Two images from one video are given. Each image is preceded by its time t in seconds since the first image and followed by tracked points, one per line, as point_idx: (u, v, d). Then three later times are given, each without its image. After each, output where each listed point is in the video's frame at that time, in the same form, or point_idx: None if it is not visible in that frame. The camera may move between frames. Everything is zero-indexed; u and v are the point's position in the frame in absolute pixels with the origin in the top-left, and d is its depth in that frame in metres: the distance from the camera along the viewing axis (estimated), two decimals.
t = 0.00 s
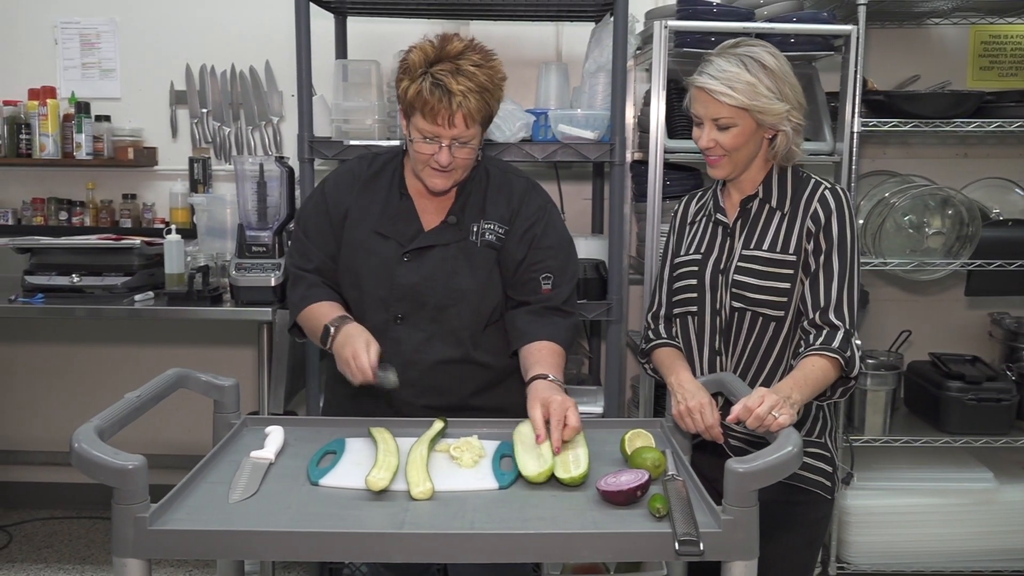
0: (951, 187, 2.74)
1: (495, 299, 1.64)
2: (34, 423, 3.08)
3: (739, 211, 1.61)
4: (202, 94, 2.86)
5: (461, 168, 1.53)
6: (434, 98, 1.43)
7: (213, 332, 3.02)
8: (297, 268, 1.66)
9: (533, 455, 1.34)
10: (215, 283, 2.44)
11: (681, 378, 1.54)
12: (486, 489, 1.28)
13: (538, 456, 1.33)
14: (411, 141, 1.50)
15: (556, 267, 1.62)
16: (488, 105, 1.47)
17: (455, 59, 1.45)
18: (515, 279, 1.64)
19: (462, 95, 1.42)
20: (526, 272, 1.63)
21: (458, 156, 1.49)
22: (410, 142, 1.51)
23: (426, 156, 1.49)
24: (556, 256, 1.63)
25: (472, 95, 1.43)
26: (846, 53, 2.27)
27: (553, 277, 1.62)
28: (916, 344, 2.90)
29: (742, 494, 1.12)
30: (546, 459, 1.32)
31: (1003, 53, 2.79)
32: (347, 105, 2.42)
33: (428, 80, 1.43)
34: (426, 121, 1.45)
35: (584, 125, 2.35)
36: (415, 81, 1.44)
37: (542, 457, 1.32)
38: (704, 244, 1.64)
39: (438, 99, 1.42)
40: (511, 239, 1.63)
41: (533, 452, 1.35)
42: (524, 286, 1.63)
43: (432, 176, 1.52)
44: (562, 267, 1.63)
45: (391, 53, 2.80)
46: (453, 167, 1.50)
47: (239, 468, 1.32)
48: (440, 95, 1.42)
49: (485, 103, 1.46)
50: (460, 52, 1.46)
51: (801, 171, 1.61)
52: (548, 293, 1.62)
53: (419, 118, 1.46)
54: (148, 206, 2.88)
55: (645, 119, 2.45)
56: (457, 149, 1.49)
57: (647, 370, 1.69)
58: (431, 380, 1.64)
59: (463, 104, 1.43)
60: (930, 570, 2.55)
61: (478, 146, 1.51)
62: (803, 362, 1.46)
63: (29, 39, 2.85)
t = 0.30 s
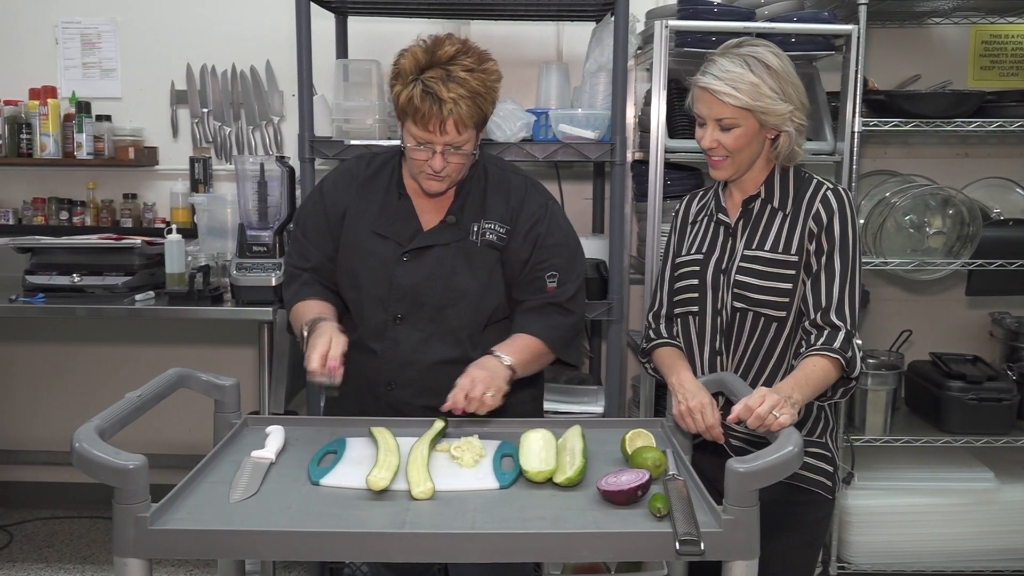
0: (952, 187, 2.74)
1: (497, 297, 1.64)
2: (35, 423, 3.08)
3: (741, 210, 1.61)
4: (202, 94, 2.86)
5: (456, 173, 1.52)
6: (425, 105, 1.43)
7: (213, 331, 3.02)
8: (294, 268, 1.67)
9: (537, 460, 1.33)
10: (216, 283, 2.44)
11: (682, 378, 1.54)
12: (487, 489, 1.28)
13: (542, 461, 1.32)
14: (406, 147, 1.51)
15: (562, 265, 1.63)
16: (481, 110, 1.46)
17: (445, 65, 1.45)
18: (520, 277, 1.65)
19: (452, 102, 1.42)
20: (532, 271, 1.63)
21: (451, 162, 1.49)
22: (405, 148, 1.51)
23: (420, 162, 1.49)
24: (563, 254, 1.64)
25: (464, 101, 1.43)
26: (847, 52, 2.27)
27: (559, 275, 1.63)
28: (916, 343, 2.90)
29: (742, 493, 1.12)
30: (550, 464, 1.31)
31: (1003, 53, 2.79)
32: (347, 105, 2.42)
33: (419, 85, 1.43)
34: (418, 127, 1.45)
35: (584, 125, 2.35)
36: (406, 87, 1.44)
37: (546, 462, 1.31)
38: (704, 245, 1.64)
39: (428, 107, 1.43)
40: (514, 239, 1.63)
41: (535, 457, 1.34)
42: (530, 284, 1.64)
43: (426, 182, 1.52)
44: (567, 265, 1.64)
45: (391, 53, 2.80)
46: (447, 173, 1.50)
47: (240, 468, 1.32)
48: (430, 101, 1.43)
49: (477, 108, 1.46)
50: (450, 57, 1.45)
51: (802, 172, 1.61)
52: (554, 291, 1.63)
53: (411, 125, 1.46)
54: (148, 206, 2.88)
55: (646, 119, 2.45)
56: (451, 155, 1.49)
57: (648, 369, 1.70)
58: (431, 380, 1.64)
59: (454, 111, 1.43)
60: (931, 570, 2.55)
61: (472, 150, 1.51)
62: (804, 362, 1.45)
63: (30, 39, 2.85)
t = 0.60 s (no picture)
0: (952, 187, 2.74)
1: (500, 300, 1.64)
2: (35, 423, 3.08)
3: (742, 211, 1.60)
4: (202, 94, 2.86)
5: (455, 179, 1.53)
6: (421, 115, 1.43)
7: (214, 331, 3.02)
8: (291, 271, 1.64)
9: (535, 463, 1.32)
10: (216, 283, 2.44)
11: (682, 378, 1.55)
12: (487, 488, 1.28)
13: (541, 463, 1.32)
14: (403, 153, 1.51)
15: (549, 264, 1.61)
16: (477, 118, 1.46)
17: (441, 74, 1.44)
18: (511, 279, 1.63)
19: (447, 112, 1.42)
20: (519, 272, 1.62)
21: (448, 170, 1.49)
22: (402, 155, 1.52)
23: (417, 170, 1.49)
24: (551, 253, 1.62)
25: (459, 111, 1.43)
26: (847, 53, 2.27)
27: (546, 274, 1.61)
28: (916, 343, 2.90)
29: (741, 493, 1.12)
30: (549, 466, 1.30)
31: (1003, 53, 2.79)
32: (347, 104, 2.42)
33: (414, 97, 1.43)
34: (415, 138, 1.46)
35: (584, 125, 2.35)
36: (403, 96, 1.44)
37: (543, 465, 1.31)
38: (705, 246, 1.64)
39: (424, 118, 1.42)
40: (507, 242, 1.62)
41: (534, 460, 1.33)
42: (520, 285, 1.63)
43: (425, 190, 1.53)
44: (557, 265, 1.62)
45: (391, 52, 2.80)
46: (445, 180, 1.51)
47: (240, 468, 1.32)
48: (426, 112, 1.42)
49: (474, 117, 1.45)
50: (446, 66, 1.45)
51: (802, 171, 1.61)
52: (542, 292, 1.61)
53: (408, 134, 1.46)
54: (149, 206, 2.88)
55: (646, 119, 2.45)
56: (448, 163, 1.49)
57: (647, 368, 1.69)
58: (432, 380, 1.64)
59: (450, 121, 1.42)
60: (931, 570, 2.55)
61: (470, 157, 1.50)
62: (804, 362, 1.46)
63: (30, 39, 2.85)
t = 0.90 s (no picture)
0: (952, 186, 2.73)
1: (501, 301, 1.64)
2: (35, 422, 3.08)
3: (743, 211, 1.60)
4: (202, 94, 2.85)
5: (453, 177, 1.52)
6: (419, 107, 1.42)
7: (214, 331, 3.02)
8: (292, 269, 1.64)
9: (536, 463, 1.32)
10: (216, 283, 2.44)
11: (682, 378, 1.54)
12: (487, 488, 1.28)
13: (542, 463, 1.32)
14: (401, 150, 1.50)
15: (557, 263, 1.60)
16: (476, 112, 1.46)
17: (441, 68, 1.45)
18: (519, 280, 1.62)
19: (446, 104, 1.42)
20: (529, 273, 1.60)
21: (445, 165, 1.48)
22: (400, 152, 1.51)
23: (414, 165, 1.49)
24: (557, 252, 1.61)
25: (458, 103, 1.43)
26: (848, 53, 2.27)
27: (555, 273, 1.59)
28: (917, 343, 2.90)
29: (742, 493, 1.12)
30: (550, 467, 1.30)
31: (1004, 53, 2.79)
32: (348, 104, 2.42)
33: (412, 88, 1.43)
34: (412, 130, 1.45)
35: (584, 125, 2.35)
36: (401, 90, 1.44)
37: (544, 465, 1.31)
38: (705, 246, 1.64)
39: (422, 109, 1.42)
40: (510, 243, 1.62)
41: (534, 460, 1.33)
42: (530, 285, 1.61)
43: (422, 186, 1.52)
44: (564, 263, 1.61)
45: (391, 52, 2.80)
46: (442, 177, 1.50)
47: (240, 468, 1.32)
48: (424, 104, 1.42)
49: (472, 110, 1.45)
50: (445, 60, 1.45)
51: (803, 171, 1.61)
52: (553, 290, 1.59)
53: (406, 127, 1.46)
54: (149, 205, 2.88)
55: (646, 118, 2.45)
56: (445, 158, 1.48)
57: (646, 367, 1.68)
58: (432, 380, 1.64)
59: (448, 113, 1.42)
60: (931, 569, 2.55)
61: (468, 154, 1.50)
62: (805, 362, 1.46)
63: (31, 38, 2.85)
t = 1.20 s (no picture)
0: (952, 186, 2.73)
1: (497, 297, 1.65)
2: (36, 422, 3.08)
3: (743, 211, 1.60)
4: (202, 94, 2.85)
5: (457, 175, 1.52)
6: (426, 102, 1.42)
7: (214, 331, 3.02)
8: (292, 275, 1.63)
9: (536, 463, 1.32)
10: (216, 283, 2.44)
11: (682, 378, 1.54)
12: (487, 487, 1.28)
13: (541, 463, 1.31)
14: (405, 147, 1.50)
15: (540, 263, 1.60)
16: (481, 107, 1.46)
17: (446, 63, 1.45)
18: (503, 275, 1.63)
19: (453, 98, 1.42)
20: (510, 268, 1.62)
21: (450, 161, 1.48)
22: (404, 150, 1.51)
23: (419, 162, 1.48)
24: (544, 252, 1.61)
25: (465, 98, 1.43)
26: (848, 52, 2.27)
27: (536, 272, 1.60)
28: (917, 343, 2.90)
29: (741, 493, 1.12)
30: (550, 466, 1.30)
31: (1004, 53, 2.79)
32: (348, 103, 2.42)
33: (419, 84, 1.43)
34: (418, 127, 1.45)
35: (584, 124, 2.35)
36: (407, 86, 1.44)
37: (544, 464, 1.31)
38: (706, 246, 1.64)
39: (429, 104, 1.42)
40: (508, 241, 1.62)
41: (534, 460, 1.33)
42: (510, 279, 1.63)
43: (427, 185, 1.51)
44: (549, 264, 1.61)
45: (391, 51, 2.80)
46: (447, 174, 1.49)
47: (239, 468, 1.32)
48: (431, 99, 1.42)
49: (478, 106, 1.45)
50: (451, 56, 1.46)
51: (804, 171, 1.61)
52: (533, 289, 1.60)
53: (412, 124, 1.46)
54: (149, 205, 2.87)
55: (646, 118, 2.45)
56: (451, 155, 1.48)
57: (645, 366, 1.68)
58: (432, 379, 1.64)
59: (456, 108, 1.42)
60: (931, 570, 2.55)
61: (473, 151, 1.50)
62: (805, 362, 1.46)
63: (31, 38, 2.85)
